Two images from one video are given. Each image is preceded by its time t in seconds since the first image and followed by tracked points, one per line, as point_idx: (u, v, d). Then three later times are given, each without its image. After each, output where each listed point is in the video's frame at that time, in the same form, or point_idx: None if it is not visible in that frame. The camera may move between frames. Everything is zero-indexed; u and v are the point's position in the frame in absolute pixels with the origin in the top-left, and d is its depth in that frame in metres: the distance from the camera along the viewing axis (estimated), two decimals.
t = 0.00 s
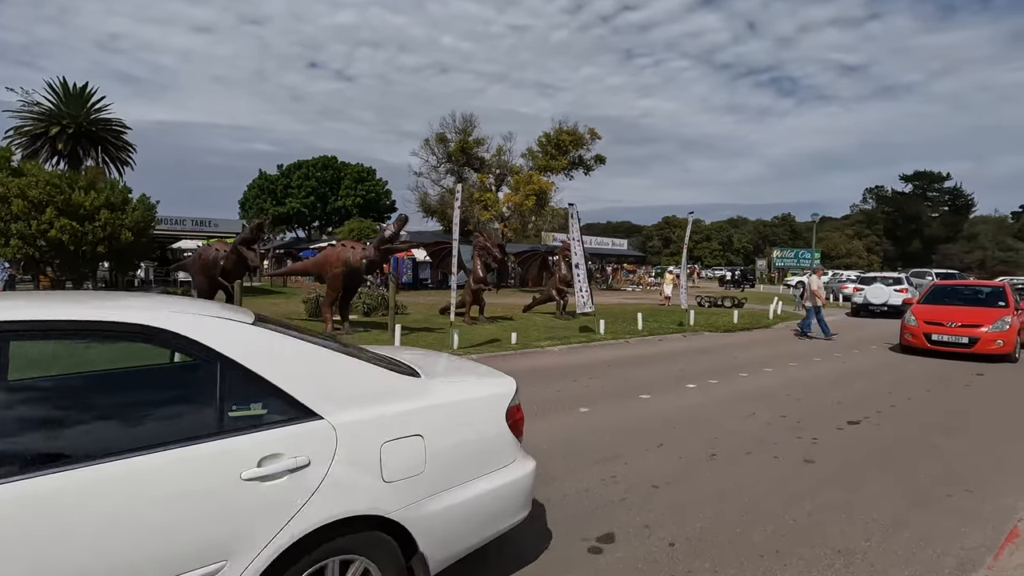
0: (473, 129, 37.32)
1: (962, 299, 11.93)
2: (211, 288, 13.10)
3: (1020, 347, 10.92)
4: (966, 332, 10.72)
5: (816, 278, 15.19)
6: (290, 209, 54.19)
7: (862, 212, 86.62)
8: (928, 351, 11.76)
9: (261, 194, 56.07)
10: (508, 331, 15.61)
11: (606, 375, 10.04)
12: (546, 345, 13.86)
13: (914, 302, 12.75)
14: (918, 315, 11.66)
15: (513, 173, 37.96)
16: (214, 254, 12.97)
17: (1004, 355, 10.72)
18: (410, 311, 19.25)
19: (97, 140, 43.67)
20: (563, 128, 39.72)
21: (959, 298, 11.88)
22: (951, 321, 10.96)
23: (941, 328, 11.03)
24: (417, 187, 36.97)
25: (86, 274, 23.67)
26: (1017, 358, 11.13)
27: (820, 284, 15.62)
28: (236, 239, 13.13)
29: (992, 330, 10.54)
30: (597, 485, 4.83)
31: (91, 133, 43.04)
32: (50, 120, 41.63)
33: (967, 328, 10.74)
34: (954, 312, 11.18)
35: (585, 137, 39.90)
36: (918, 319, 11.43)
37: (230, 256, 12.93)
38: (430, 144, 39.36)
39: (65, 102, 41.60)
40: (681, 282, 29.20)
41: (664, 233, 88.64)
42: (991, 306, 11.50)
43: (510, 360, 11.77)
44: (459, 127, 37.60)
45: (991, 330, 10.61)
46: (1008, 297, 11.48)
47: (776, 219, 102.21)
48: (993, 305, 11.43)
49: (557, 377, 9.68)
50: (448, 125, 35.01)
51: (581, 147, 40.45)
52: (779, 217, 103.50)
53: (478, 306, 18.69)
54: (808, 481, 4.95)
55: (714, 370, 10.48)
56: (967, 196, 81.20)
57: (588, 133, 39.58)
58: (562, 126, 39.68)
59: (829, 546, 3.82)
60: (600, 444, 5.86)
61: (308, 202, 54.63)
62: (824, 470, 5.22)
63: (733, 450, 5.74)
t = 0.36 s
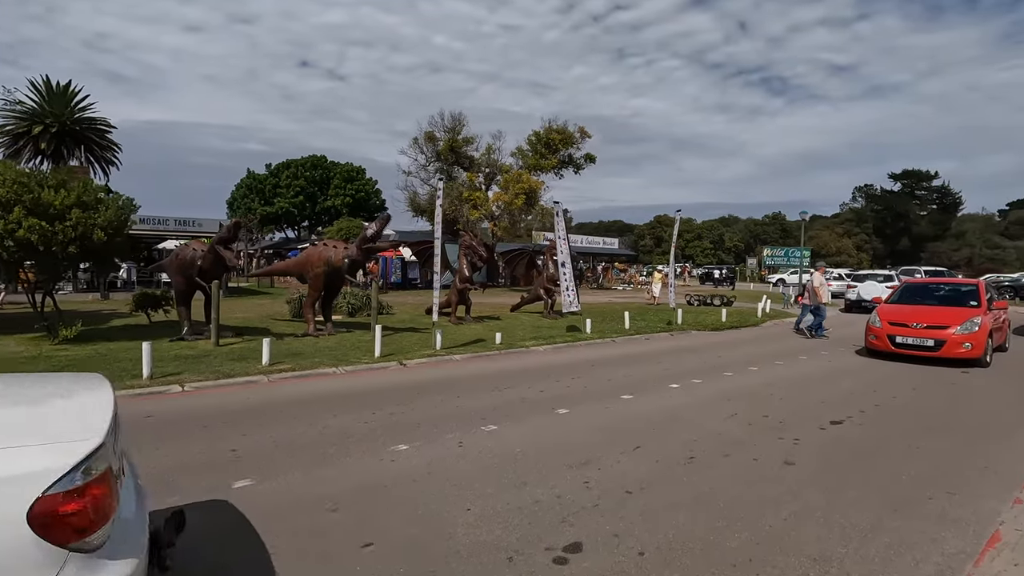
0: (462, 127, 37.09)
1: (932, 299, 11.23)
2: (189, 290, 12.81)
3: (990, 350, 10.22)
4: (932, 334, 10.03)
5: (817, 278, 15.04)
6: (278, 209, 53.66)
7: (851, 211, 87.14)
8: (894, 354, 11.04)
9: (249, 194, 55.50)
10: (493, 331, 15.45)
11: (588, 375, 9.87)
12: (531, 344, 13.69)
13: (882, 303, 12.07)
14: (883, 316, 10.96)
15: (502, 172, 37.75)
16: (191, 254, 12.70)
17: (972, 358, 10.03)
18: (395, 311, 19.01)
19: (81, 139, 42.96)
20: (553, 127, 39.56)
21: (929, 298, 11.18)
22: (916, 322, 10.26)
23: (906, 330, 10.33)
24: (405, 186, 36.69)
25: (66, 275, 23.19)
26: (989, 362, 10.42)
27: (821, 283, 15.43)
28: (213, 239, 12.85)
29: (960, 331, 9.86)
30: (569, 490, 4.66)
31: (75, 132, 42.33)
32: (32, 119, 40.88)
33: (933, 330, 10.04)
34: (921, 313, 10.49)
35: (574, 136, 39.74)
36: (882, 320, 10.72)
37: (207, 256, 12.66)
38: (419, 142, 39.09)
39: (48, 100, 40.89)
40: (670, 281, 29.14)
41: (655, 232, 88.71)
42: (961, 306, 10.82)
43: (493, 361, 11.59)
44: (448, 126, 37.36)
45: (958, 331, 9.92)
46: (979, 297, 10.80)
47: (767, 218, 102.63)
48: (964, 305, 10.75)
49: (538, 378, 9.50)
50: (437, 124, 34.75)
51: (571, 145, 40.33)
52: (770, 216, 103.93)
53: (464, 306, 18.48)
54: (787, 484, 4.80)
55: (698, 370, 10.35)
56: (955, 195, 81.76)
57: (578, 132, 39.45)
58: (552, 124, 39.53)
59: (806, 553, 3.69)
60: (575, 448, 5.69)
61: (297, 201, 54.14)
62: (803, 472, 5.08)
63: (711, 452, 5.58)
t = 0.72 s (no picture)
0: (450, 127, 36.81)
1: (895, 302, 10.30)
2: (161, 293, 12.46)
3: (954, 360, 9.30)
4: (890, 343, 9.13)
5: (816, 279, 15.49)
6: (266, 209, 53.09)
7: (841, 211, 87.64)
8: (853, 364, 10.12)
9: (236, 194, 54.91)
10: (476, 333, 15.20)
11: (569, 379, 9.65)
12: (514, 347, 13.46)
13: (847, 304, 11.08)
14: (840, 321, 10.04)
15: (491, 172, 37.50)
16: (164, 256, 12.37)
17: (934, 370, 9.13)
18: (378, 313, 18.73)
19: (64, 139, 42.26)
20: (542, 127, 39.37)
21: (894, 302, 10.24)
22: (874, 328, 9.35)
23: (863, 337, 9.41)
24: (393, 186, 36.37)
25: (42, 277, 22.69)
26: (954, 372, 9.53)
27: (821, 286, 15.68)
28: (186, 240, 12.53)
29: (919, 340, 8.96)
30: (535, 505, 4.44)
31: (58, 132, 41.62)
32: (14, 118, 40.16)
33: (891, 338, 9.14)
34: (879, 319, 9.57)
35: (564, 136, 39.58)
36: (838, 326, 9.80)
37: (181, 258, 12.34)
38: (407, 142, 38.79)
39: (30, 99, 40.18)
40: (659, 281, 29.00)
41: (646, 232, 88.79)
42: (925, 311, 9.91)
43: (474, 364, 11.35)
44: (435, 126, 37.07)
45: (918, 340, 9.02)
46: (946, 301, 9.89)
47: (757, 218, 103.04)
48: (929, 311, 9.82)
49: (517, 382, 9.27)
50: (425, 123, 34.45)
51: (560, 146, 40.14)
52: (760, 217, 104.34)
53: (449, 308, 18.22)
54: (762, 498, 4.59)
55: (681, 373, 10.17)
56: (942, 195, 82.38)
57: (567, 132, 39.29)
58: (541, 124, 39.34)
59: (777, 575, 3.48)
60: (546, 459, 5.46)
61: (284, 202, 53.59)
62: (780, 484, 4.88)
63: (686, 462, 5.38)
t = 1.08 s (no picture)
0: (437, 126, 36.58)
1: (848, 303, 9.34)
2: (132, 293, 12.17)
3: (906, 370, 8.35)
4: (835, 350, 8.16)
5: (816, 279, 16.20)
6: (252, 208, 52.46)
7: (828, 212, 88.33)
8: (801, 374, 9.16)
9: (221, 193, 54.24)
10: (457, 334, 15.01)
11: (545, 380, 9.49)
12: (494, 347, 13.29)
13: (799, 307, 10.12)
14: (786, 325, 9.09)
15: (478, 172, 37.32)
16: (134, 255, 12.06)
17: (883, 380, 8.19)
18: (360, 314, 18.49)
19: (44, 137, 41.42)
20: (529, 126, 39.24)
21: (845, 304, 9.29)
22: (819, 334, 8.38)
23: (807, 343, 8.45)
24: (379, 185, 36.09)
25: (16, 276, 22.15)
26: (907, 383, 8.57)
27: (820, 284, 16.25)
28: (157, 239, 12.24)
29: (867, 347, 8.00)
30: (493, 512, 4.28)
31: (37, 129, 40.79)
32: None
33: (836, 345, 8.17)
34: (827, 323, 8.59)
35: (551, 135, 39.47)
36: (782, 331, 8.84)
37: (151, 258, 12.04)
38: (393, 141, 38.52)
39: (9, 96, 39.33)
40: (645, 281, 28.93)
41: (636, 232, 89.00)
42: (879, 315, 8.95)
43: (451, 365, 11.17)
44: (422, 124, 36.82)
45: (866, 347, 8.07)
46: (899, 304, 8.95)
47: (746, 219, 103.65)
48: (881, 314, 8.87)
49: (492, 383, 9.10)
50: (411, 122, 34.20)
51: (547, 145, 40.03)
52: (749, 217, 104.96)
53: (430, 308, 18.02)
54: (726, 504, 4.46)
55: (659, 374, 10.05)
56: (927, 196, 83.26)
57: (554, 131, 39.20)
58: (528, 123, 39.21)
59: None
60: (510, 464, 5.30)
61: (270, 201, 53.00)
62: (747, 488, 4.76)
63: (653, 466, 5.24)
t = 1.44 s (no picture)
0: (423, 126, 36.38)
1: (790, 307, 8.31)
2: (100, 294, 11.86)
3: (846, 385, 7.32)
4: (766, 363, 7.15)
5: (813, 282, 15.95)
6: (237, 208, 51.85)
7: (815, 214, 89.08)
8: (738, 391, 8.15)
9: (206, 193, 53.58)
10: (436, 335, 14.85)
11: (518, 383, 9.34)
12: (472, 349, 13.15)
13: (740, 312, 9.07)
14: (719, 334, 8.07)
15: (464, 172, 37.15)
16: (102, 255, 11.77)
17: (819, 398, 7.16)
18: (340, 315, 18.24)
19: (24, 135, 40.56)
20: (517, 127, 39.16)
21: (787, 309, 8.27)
22: (749, 344, 7.37)
23: (737, 355, 7.44)
24: (365, 185, 35.81)
25: None
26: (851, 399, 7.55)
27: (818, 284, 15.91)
28: (126, 239, 11.95)
29: (800, 359, 6.99)
30: (444, 522, 4.12)
31: (17, 127, 39.94)
32: None
33: (767, 357, 7.16)
34: (761, 332, 7.58)
35: (539, 136, 39.41)
36: (712, 341, 7.82)
37: (121, 258, 11.76)
38: (380, 141, 38.28)
39: None
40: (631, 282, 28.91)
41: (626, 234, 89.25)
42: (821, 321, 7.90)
43: (426, 368, 11.01)
44: (408, 124, 36.61)
45: (799, 360, 7.04)
46: (844, 310, 7.91)
47: (734, 220, 104.28)
48: (823, 321, 7.84)
49: (463, 387, 8.93)
50: (397, 122, 33.98)
51: (534, 146, 39.98)
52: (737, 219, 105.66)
53: (411, 309, 17.83)
54: (687, 513, 4.32)
55: (636, 377, 9.93)
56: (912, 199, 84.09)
57: (541, 132, 39.15)
58: (516, 124, 39.13)
59: None
60: (469, 471, 5.14)
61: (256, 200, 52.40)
62: (709, 496, 4.64)
63: (615, 473, 5.10)
